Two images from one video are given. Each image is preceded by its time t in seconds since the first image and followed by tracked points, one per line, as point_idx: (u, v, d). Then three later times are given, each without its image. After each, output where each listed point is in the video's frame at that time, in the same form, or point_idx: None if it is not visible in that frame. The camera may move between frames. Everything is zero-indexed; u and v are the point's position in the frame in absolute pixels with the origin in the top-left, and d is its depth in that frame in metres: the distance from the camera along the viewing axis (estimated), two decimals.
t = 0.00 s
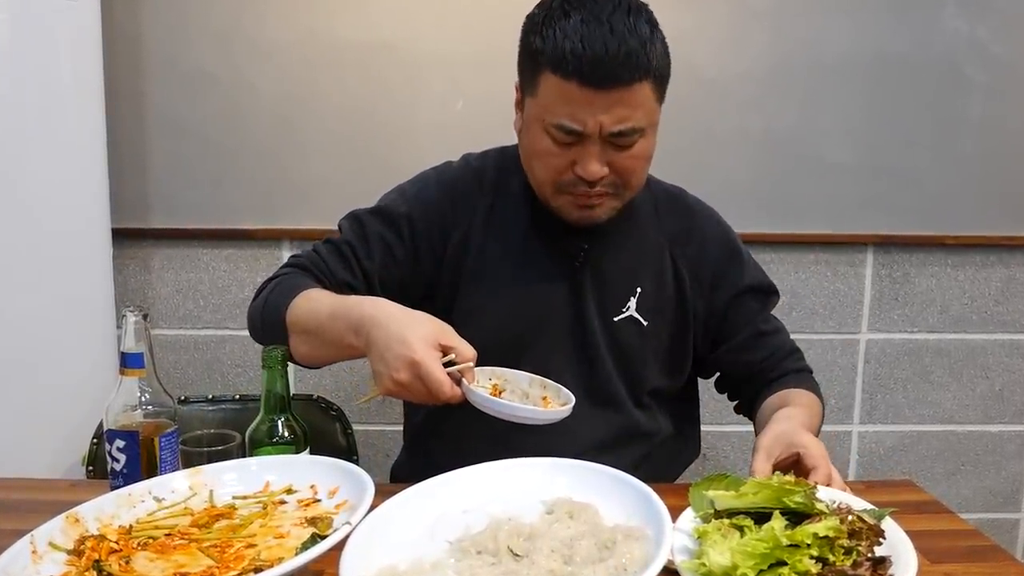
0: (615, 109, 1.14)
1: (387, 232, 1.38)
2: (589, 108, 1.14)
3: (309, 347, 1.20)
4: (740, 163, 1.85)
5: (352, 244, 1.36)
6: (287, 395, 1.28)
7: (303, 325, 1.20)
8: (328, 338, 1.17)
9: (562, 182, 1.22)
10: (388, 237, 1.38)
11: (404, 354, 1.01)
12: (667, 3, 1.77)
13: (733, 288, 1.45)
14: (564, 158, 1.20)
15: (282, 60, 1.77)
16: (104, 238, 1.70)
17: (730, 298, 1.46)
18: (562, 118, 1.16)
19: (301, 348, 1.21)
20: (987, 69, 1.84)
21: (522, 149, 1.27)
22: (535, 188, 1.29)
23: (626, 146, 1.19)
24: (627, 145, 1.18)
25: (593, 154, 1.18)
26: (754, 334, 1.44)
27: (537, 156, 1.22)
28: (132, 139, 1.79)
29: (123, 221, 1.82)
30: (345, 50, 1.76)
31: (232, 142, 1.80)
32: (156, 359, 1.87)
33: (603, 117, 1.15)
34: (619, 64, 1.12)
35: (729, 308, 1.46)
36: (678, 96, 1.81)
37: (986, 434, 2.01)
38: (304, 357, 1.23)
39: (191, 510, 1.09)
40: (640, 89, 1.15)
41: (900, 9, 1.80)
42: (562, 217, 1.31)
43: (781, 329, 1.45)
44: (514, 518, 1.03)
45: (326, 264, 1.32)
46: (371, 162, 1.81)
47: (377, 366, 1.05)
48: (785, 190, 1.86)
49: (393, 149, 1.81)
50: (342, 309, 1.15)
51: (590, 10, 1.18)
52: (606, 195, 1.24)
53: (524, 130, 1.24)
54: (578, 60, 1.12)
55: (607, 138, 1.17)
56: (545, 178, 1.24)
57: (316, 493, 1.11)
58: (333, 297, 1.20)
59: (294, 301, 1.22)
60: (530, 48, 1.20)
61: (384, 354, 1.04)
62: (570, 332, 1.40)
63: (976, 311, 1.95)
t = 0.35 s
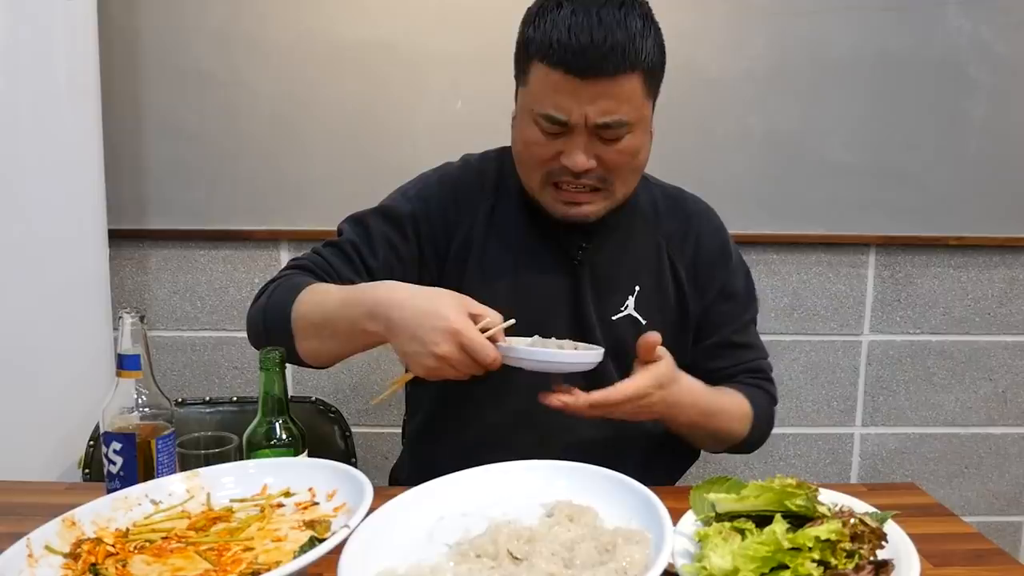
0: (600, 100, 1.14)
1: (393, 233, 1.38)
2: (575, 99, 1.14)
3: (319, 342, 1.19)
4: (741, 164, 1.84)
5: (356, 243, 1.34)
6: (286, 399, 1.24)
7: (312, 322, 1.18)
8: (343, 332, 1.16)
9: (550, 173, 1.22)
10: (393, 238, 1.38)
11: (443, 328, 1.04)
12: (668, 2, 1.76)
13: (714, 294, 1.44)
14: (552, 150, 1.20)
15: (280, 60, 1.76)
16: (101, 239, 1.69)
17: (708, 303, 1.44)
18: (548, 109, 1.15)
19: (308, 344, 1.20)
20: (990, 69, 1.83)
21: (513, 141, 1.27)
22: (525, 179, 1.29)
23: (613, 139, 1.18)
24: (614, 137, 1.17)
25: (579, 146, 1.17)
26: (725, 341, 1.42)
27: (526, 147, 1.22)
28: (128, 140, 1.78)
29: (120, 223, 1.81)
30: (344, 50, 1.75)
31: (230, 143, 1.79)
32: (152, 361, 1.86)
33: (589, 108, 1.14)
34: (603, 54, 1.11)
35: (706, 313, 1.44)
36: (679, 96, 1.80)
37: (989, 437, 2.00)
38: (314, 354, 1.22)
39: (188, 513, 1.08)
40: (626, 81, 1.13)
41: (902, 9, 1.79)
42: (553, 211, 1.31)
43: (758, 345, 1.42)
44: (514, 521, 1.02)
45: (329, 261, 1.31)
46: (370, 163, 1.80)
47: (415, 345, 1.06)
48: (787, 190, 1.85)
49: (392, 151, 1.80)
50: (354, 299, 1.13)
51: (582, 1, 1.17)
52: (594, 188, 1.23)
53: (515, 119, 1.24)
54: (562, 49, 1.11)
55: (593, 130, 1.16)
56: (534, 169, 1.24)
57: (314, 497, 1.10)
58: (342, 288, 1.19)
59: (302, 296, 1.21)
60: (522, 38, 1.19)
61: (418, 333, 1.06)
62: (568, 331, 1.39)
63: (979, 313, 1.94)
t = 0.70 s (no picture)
0: (584, 81, 1.13)
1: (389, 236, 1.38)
2: (559, 80, 1.13)
3: (306, 309, 1.19)
4: (742, 164, 1.83)
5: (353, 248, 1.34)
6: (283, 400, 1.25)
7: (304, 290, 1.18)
8: (324, 283, 1.15)
9: (533, 159, 1.21)
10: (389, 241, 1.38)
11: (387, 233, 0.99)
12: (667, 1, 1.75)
13: (706, 292, 1.42)
14: (536, 134, 1.19)
15: (279, 59, 1.75)
16: (98, 239, 1.68)
17: (699, 301, 1.42)
18: (532, 91, 1.15)
19: (297, 316, 1.20)
20: (994, 68, 1.82)
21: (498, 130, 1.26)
22: (510, 170, 1.27)
23: (598, 123, 1.17)
24: (598, 121, 1.16)
25: (563, 129, 1.16)
26: (715, 341, 1.39)
27: (510, 134, 1.21)
28: (125, 139, 1.77)
29: (117, 223, 1.80)
30: (342, 49, 1.74)
31: (227, 143, 1.78)
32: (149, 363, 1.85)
33: (573, 89, 1.14)
34: (588, 36, 1.11)
35: (697, 311, 1.42)
36: (679, 96, 1.79)
37: (992, 439, 1.99)
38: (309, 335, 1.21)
39: (185, 516, 1.07)
40: (610, 61, 1.14)
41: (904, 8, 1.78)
42: (537, 204, 1.29)
43: (748, 349, 1.39)
44: (513, 524, 1.01)
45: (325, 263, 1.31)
46: (369, 163, 1.79)
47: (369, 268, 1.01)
48: (788, 191, 1.84)
49: (391, 151, 1.79)
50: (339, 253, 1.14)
51: None
52: (578, 175, 1.22)
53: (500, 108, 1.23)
54: (547, 32, 1.12)
55: (577, 112, 1.15)
56: (518, 157, 1.23)
57: (313, 499, 1.09)
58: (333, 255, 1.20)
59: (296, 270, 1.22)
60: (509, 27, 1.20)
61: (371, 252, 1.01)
62: (561, 330, 1.39)
63: (983, 314, 1.93)
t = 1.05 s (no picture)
0: (599, 91, 1.12)
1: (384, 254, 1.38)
2: (573, 90, 1.12)
3: (325, 350, 1.17)
4: (742, 164, 1.82)
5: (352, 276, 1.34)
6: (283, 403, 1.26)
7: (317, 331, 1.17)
8: (338, 324, 1.13)
9: (544, 169, 1.20)
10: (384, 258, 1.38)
11: (376, 272, 0.98)
12: None
13: (700, 292, 1.41)
14: (547, 144, 1.17)
15: (277, 59, 1.74)
16: (94, 239, 1.67)
17: (692, 301, 1.41)
18: (545, 102, 1.13)
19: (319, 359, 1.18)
20: (996, 68, 1.81)
21: (503, 139, 1.24)
22: (514, 177, 1.26)
23: (610, 131, 1.16)
24: (611, 129, 1.16)
25: (576, 139, 1.15)
26: (710, 340, 1.38)
27: (518, 145, 1.20)
28: (121, 139, 1.76)
29: (114, 223, 1.79)
30: (340, 48, 1.73)
31: (225, 142, 1.77)
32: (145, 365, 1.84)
33: (586, 99, 1.13)
34: (603, 43, 1.11)
35: (691, 311, 1.41)
36: (680, 96, 1.78)
37: (996, 442, 1.98)
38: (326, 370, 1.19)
39: (183, 519, 1.06)
40: (624, 70, 1.13)
41: (907, 7, 1.77)
42: (543, 210, 1.29)
43: (743, 348, 1.38)
44: (512, 527, 1.00)
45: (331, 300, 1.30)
46: (368, 165, 1.78)
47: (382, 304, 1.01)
48: (790, 191, 1.83)
49: (389, 151, 1.78)
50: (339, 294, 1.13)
51: None
52: (588, 182, 1.22)
53: (505, 116, 1.21)
54: (560, 40, 1.11)
55: (590, 121, 1.14)
56: (527, 167, 1.21)
57: (311, 502, 1.08)
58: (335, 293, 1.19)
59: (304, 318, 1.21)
60: (510, 33, 1.18)
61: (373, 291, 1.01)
62: (554, 332, 1.38)
63: (986, 316, 1.92)
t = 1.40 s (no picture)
0: (591, 96, 1.11)
1: (381, 262, 1.38)
2: (565, 95, 1.11)
3: (331, 370, 1.25)
4: (743, 165, 1.81)
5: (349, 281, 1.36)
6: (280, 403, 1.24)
7: (320, 352, 1.24)
8: (348, 349, 1.21)
9: (539, 175, 1.19)
10: (381, 266, 1.38)
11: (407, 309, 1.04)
12: None
13: (698, 292, 1.40)
14: (541, 149, 1.17)
15: (275, 59, 1.73)
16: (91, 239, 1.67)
17: (691, 300, 1.40)
18: (537, 108, 1.12)
19: (323, 376, 1.26)
20: (999, 68, 1.80)
21: (497, 145, 1.23)
22: (511, 183, 1.25)
23: (604, 136, 1.15)
24: (605, 134, 1.15)
25: (570, 145, 1.14)
26: (708, 340, 1.37)
27: (513, 150, 1.19)
28: (117, 139, 1.75)
29: (111, 224, 1.78)
30: (339, 48, 1.73)
31: (222, 142, 1.76)
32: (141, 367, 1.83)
33: (579, 104, 1.12)
34: (593, 47, 1.10)
35: (689, 310, 1.40)
36: (680, 97, 1.77)
37: (999, 444, 1.97)
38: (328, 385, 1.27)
39: (180, 522, 1.05)
40: (616, 75, 1.12)
41: (908, 6, 1.76)
42: (540, 215, 1.28)
43: (742, 348, 1.36)
44: (513, 530, 0.99)
45: (327, 307, 1.34)
46: (367, 165, 1.77)
47: (401, 337, 1.09)
48: (791, 192, 1.82)
49: (388, 151, 1.77)
50: (351, 321, 1.20)
51: None
52: (584, 187, 1.21)
53: (499, 122, 1.21)
54: (550, 45, 1.10)
55: (583, 127, 1.13)
56: (522, 173, 1.21)
57: (309, 505, 1.07)
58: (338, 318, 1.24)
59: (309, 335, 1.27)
60: (502, 38, 1.18)
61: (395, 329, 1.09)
62: (553, 335, 1.37)
63: (989, 317, 1.91)
